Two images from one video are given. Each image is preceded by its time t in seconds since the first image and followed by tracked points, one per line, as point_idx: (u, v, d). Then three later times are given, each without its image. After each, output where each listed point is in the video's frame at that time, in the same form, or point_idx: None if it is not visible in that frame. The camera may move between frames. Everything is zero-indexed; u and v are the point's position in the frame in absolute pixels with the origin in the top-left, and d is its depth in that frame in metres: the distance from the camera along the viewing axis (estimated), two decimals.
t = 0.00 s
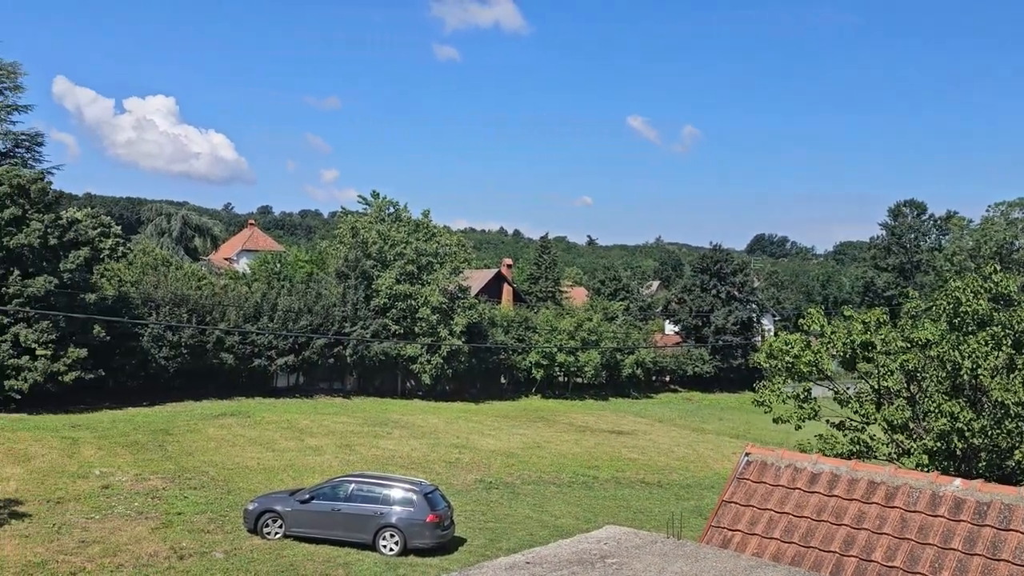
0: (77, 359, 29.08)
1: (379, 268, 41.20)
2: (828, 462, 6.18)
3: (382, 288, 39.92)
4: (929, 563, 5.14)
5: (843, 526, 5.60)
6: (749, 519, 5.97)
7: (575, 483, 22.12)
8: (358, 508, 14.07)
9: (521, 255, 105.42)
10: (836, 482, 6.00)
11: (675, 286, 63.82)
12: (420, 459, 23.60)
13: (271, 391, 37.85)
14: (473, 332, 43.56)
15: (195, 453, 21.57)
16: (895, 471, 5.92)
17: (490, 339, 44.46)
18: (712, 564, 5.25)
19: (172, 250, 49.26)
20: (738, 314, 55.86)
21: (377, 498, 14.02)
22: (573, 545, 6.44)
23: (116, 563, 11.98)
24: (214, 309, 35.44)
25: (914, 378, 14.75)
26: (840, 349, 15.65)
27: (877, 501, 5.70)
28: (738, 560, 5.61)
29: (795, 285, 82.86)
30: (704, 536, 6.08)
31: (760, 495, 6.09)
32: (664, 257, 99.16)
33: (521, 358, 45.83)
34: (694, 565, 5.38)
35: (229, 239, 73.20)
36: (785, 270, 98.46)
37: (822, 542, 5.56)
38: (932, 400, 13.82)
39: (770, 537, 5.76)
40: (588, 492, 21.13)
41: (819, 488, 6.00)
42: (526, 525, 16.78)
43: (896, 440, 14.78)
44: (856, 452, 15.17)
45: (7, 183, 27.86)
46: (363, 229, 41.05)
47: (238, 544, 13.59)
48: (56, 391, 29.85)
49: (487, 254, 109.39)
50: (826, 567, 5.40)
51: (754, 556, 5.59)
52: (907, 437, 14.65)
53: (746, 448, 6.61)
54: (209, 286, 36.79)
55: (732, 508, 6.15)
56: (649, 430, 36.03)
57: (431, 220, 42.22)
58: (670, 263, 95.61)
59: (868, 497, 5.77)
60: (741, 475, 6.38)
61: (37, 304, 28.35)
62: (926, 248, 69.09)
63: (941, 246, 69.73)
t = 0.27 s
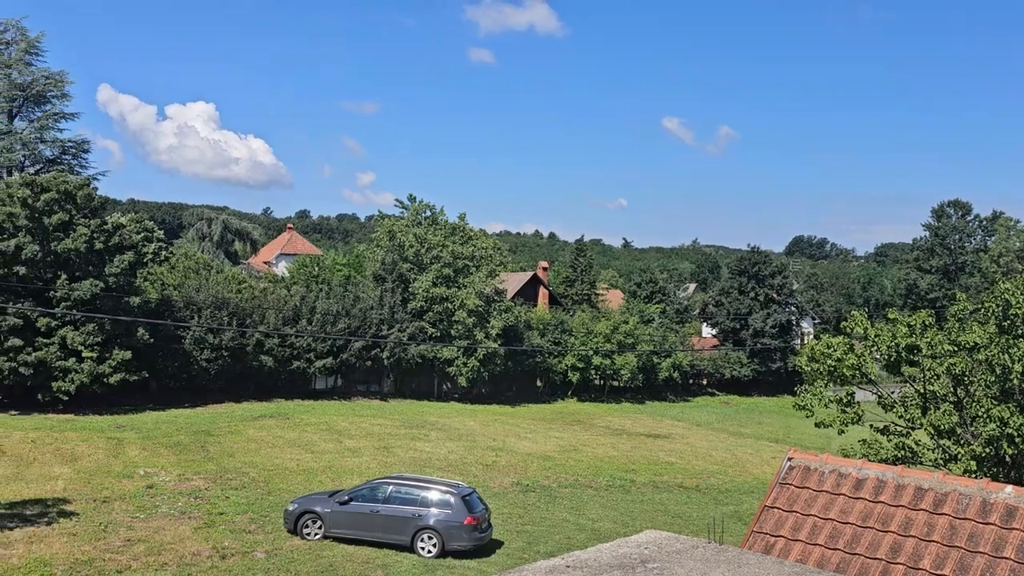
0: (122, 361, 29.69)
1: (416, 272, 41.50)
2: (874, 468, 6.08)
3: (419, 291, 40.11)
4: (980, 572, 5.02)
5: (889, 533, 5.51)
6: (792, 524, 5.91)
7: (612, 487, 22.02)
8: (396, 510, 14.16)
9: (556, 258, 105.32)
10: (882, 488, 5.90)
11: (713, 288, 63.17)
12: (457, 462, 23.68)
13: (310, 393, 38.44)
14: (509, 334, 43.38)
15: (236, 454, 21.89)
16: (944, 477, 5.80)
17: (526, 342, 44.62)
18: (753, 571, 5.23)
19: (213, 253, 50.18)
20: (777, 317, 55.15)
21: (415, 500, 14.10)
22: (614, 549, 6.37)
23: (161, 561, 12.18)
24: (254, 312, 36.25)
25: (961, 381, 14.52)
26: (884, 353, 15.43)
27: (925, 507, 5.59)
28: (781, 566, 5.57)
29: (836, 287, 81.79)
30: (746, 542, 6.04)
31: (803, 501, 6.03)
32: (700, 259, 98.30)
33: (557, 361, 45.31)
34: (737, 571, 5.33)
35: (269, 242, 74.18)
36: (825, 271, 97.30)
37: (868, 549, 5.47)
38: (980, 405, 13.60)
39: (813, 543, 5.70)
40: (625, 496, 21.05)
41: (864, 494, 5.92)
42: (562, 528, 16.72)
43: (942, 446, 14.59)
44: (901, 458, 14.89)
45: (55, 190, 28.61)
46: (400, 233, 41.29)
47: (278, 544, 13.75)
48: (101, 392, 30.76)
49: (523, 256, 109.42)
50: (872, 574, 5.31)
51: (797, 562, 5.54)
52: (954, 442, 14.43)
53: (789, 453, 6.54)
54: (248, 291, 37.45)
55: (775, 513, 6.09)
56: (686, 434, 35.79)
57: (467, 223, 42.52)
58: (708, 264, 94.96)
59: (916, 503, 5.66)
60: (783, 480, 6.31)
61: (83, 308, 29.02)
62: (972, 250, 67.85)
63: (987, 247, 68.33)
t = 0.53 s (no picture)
0: (164, 363, 30.19)
1: (452, 274, 41.80)
2: (921, 473, 5.96)
3: (455, 294, 40.29)
4: None
5: (938, 541, 5.41)
6: (836, 530, 5.85)
7: (649, 490, 21.88)
8: (434, 512, 14.24)
9: (592, 259, 105.20)
10: (930, 494, 5.78)
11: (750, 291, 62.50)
12: (494, 464, 23.74)
13: (348, 394, 38.89)
14: (545, 338, 43.40)
15: (276, 455, 22.18)
16: (994, 483, 5.67)
17: (562, 345, 44.45)
18: None
19: (253, 256, 50.96)
20: (816, 320, 54.51)
21: (453, 503, 14.19)
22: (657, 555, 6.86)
23: (204, 560, 12.35)
24: (293, 314, 36.50)
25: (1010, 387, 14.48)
26: (930, 356, 15.05)
27: (974, 514, 5.48)
28: (825, 573, 5.52)
29: (877, 288, 80.36)
30: (789, 548, 6.00)
31: (848, 507, 5.97)
32: (738, 261, 97.41)
33: (593, 364, 45.26)
34: None
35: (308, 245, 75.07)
36: (866, 272, 95.65)
37: (915, 556, 5.38)
38: None
39: (858, 550, 5.63)
40: (663, 499, 20.91)
41: (911, 500, 5.81)
42: (600, 532, 16.66)
43: (990, 451, 14.36)
44: (948, 463, 14.66)
45: (101, 195, 29.37)
46: (436, 235, 41.85)
47: (317, 544, 13.88)
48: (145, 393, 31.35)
49: (558, 256, 109.30)
50: None
51: (841, 569, 5.49)
52: (1003, 448, 14.24)
53: (832, 458, 6.47)
54: (288, 293, 37.89)
55: (818, 519, 6.05)
56: (724, 437, 35.45)
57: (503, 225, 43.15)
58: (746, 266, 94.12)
59: (965, 510, 5.55)
60: (827, 485, 6.26)
61: (128, 310, 29.53)
62: (1019, 250, 66.17)
63: None
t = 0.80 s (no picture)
0: (207, 363, 30.77)
1: (489, 275, 41.72)
2: (971, 478, 5.82)
3: (493, 295, 40.34)
4: None
5: (989, 547, 5.29)
6: (883, 536, 5.77)
7: (689, 493, 21.71)
8: (473, 513, 14.30)
9: (629, 260, 104.70)
10: (981, 499, 5.65)
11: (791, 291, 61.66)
12: (531, 465, 23.74)
13: (387, 395, 39.20)
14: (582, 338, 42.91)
15: (316, 455, 22.42)
16: None
17: (600, 346, 44.36)
18: None
19: (293, 258, 51.63)
20: (859, 321, 53.47)
21: (491, 504, 14.24)
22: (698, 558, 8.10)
23: (246, 557, 12.50)
24: (332, 315, 36.97)
25: None
26: (979, 359, 14.79)
27: None
28: None
29: (921, 289, 78.78)
30: (834, 553, 5.92)
31: (895, 512, 5.87)
32: (778, 261, 96.22)
33: (631, 365, 45.14)
34: None
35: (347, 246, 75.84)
36: (911, 272, 93.83)
37: (965, 562, 5.27)
38: None
39: (906, 556, 5.54)
40: (702, 502, 20.74)
41: (961, 505, 5.69)
42: (639, 534, 16.58)
43: None
44: (998, 468, 14.60)
45: (146, 199, 30.09)
46: (474, 237, 41.81)
47: (357, 544, 13.99)
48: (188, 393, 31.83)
49: (594, 257, 109.02)
50: None
51: None
52: None
53: (878, 462, 6.38)
54: (328, 294, 38.31)
55: (864, 524, 5.97)
56: (765, 440, 35.07)
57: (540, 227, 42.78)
58: (786, 266, 93.04)
59: (1018, 517, 5.42)
60: (873, 490, 6.17)
61: (172, 312, 30.14)
62: None
63: None
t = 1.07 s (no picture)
0: (251, 362, 31.31)
1: (528, 275, 42.06)
2: None
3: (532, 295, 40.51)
4: None
5: None
6: (932, 541, 5.65)
7: (730, 495, 21.52)
8: (513, 512, 14.34)
9: (669, 260, 104.06)
10: None
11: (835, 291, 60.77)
12: (571, 465, 23.71)
13: (427, 394, 39.49)
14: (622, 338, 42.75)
15: (357, 454, 22.66)
16: None
17: (640, 346, 44.18)
18: None
19: (334, 258, 52.25)
20: (906, 321, 52.66)
21: (531, 503, 14.26)
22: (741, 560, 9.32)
23: (289, 553, 12.66)
24: (374, 315, 37.27)
25: None
26: None
27: None
28: None
29: (970, 288, 76.99)
30: (881, 558, 5.82)
31: (944, 516, 5.76)
32: (821, 260, 94.88)
33: (672, 365, 44.92)
34: None
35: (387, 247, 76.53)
36: (959, 272, 91.80)
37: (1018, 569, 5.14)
38: None
39: (956, 561, 5.42)
40: (744, 504, 20.54)
41: (1013, 510, 5.55)
42: (680, 535, 16.48)
43: None
44: None
45: (191, 201, 30.71)
46: (513, 237, 42.21)
47: (398, 542, 14.10)
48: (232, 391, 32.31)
49: (633, 256, 108.50)
50: None
51: None
52: None
53: (927, 466, 6.26)
54: (368, 293, 38.71)
55: (912, 528, 5.85)
56: (808, 442, 34.60)
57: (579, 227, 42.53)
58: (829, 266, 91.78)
59: None
60: (921, 493, 6.06)
61: (216, 311, 30.73)
62: None
63: None
